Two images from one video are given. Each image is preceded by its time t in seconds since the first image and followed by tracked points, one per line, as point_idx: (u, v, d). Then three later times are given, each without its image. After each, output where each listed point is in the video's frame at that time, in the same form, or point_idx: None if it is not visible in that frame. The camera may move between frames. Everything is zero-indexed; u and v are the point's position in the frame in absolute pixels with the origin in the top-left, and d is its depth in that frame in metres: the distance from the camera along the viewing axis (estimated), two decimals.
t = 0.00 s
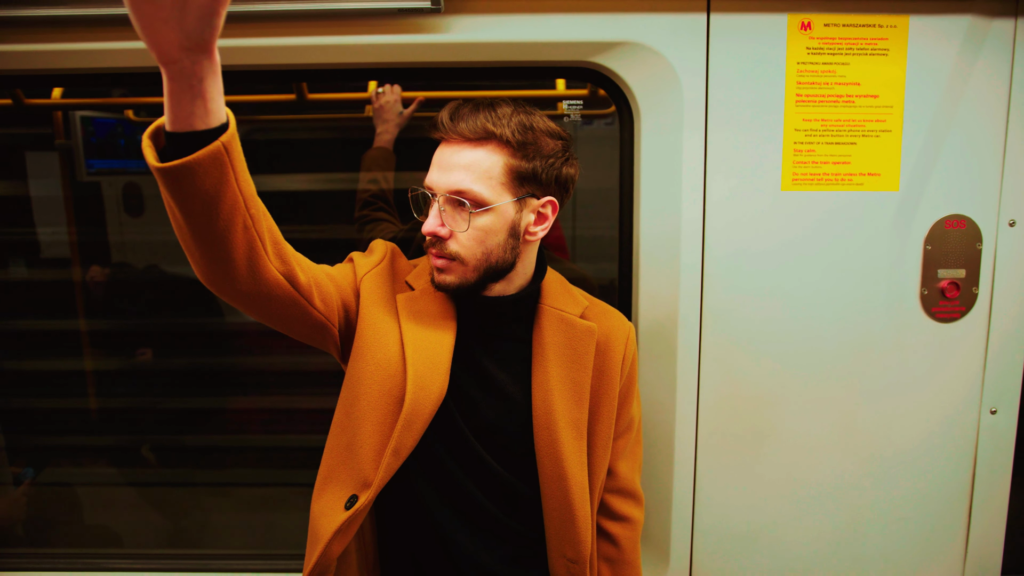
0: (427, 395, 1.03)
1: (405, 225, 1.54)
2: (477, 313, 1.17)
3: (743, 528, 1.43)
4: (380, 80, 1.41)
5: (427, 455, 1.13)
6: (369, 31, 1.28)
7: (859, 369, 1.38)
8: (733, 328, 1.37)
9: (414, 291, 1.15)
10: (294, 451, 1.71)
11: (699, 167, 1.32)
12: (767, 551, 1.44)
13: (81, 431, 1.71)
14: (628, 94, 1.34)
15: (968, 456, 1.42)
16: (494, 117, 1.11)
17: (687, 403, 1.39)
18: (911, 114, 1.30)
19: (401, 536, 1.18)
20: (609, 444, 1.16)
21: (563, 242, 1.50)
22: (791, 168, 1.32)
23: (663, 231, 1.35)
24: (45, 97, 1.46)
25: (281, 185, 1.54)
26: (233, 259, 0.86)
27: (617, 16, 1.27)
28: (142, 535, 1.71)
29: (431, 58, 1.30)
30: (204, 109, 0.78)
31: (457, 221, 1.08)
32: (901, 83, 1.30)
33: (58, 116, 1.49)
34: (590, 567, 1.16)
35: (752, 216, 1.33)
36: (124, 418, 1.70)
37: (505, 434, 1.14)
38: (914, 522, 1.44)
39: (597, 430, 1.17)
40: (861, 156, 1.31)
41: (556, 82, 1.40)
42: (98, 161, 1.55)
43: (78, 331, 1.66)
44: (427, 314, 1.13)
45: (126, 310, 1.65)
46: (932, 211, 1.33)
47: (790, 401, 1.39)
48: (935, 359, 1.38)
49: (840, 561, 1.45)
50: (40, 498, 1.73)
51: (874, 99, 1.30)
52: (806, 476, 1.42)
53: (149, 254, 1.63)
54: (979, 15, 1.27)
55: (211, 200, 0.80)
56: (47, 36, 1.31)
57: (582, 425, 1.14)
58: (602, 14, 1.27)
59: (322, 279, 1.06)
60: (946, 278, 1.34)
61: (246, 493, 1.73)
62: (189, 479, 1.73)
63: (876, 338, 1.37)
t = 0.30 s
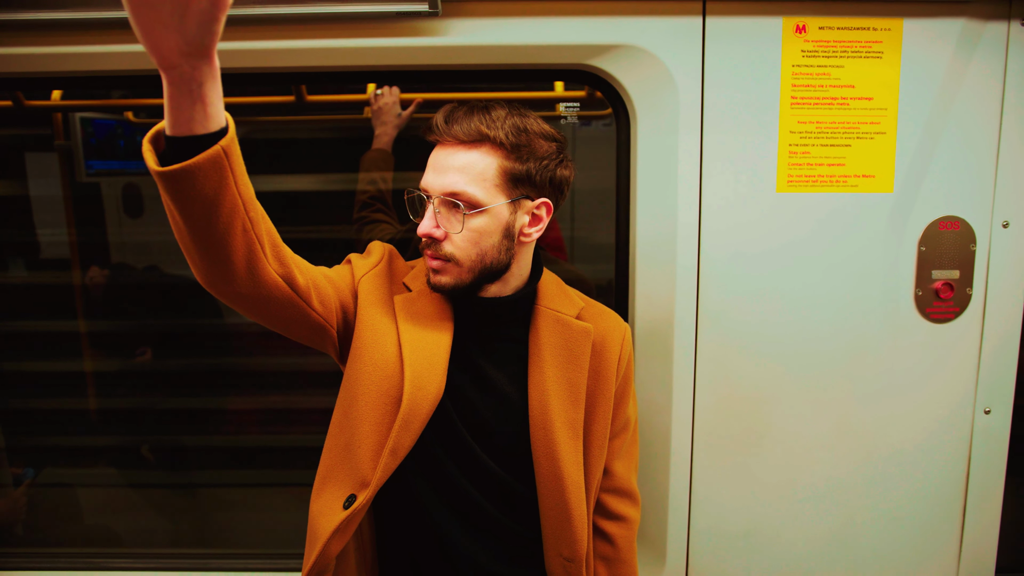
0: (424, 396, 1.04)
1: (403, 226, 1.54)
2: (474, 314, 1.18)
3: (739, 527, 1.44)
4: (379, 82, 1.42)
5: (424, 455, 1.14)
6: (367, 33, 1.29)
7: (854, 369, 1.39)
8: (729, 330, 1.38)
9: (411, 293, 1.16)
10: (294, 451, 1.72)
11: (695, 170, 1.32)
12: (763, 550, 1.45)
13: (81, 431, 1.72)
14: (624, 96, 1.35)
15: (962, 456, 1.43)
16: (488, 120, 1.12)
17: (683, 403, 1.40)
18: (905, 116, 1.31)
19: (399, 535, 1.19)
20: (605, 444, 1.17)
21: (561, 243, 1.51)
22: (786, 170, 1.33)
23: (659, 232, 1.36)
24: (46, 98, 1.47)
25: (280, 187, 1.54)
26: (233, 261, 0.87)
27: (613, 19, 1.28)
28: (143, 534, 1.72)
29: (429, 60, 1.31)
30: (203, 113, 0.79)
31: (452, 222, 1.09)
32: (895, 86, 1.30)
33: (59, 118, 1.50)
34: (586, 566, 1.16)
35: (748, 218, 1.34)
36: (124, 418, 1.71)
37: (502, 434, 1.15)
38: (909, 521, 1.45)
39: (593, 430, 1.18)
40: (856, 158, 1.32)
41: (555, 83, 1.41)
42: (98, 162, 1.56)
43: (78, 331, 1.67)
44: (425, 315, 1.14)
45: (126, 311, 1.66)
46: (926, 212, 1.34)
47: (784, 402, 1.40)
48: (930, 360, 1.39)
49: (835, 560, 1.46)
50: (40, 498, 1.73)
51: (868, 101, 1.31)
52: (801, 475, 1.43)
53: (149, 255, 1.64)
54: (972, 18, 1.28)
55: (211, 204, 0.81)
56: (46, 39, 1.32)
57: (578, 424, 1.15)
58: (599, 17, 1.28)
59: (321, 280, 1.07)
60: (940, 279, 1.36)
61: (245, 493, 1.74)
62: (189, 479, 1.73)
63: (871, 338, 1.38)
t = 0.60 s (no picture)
0: (420, 394, 1.05)
1: (401, 226, 1.55)
2: (469, 313, 1.18)
3: (735, 526, 1.45)
4: (377, 82, 1.42)
5: (420, 453, 1.14)
6: (365, 34, 1.29)
7: (849, 368, 1.40)
8: (724, 329, 1.38)
9: (407, 292, 1.17)
10: (292, 449, 1.72)
11: (691, 170, 1.33)
12: (759, 549, 1.45)
13: (80, 430, 1.73)
14: (621, 96, 1.35)
15: (956, 454, 1.43)
16: (482, 120, 1.13)
17: (679, 402, 1.40)
18: (899, 116, 1.32)
19: (395, 533, 1.19)
20: (600, 442, 1.18)
21: (559, 243, 1.51)
22: (782, 170, 1.33)
23: (655, 233, 1.36)
24: (44, 98, 1.47)
25: (278, 186, 1.55)
26: (230, 260, 0.87)
27: (608, 20, 1.28)
28: (139, 532, 1.72)
29: (426, 61, 1.32)
30: (201, 114, 0.79)
31: (446, 222, 1.10)
32: (890, 86, 1.31)
33: (57, 117, 1.50)
34: (581, 563, 1.17)
35: (743, 218, 1.35)
36: (123, 417, 1.72)
37: (498, 432, 1.15)
38: (904, 520, 1.45)
39: (588, 429, 1.19)
40: (851, 158, 1.33)
41: (552, 83, 1.41)
42: (95, 161, 1.56)
43: (76, 330, 1.67)
44: (421, 314, 1.15)
45: (124, 310, 1.66)
46: (920, 212, 1.35)
47: (780, 401, 1.41)
48: (924, 359, 1.40)
49: (830, 559, 1.46)
50: (38, 497, 1.74)
51: (863, 102, 1.31)
52: (797, 474, 1.43)
53: (147, 254, 1.64)
54: (966, 19, 1.29)
55: (209, 203, 0.82)
56: (44, 39, 1.32)
57: (573, 422, 1.16)
58: (595, 18, 1.28)
59: (318, 279, 1.08)
60: (934, 279, 1.36)
61: (243, 492, 1.74)
62: (187, 478, 1.74)
63: (866, 338, 1.39)
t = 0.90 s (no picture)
0: (417, 391, 1.04)
1: (398, 224, 1.54)
2: (465, 310, 1.18)
3: (732, 524, 1.45)
4: (374, 80, 1.42)
5: (417, 451, 1.14)
6: (361, 31, 1.29)
7: (847, 366, 1.40)
8: (721, 328, 1.38)
9: (404, 290, 1.17)
10: (289, 448, 1.72)
11: (688, 168, 1.33)
12: (756, 547, 1.45)
13: (77, 429, 1.72)
14: (618, 94, 1.35)
15: (954, 452, 1.43)
16: (477, 116, 1.13)
17: (676, 400, 1.40)
18: (897, 113, 1.32)
19: (392, 531, 1.19)
20: (597, 440, 1.18)
21: (558, 241, 1.51)
22: (779, 167, 1.33)
23: (652, 231, 1.36)
24: (41, 97, 1.47)
25: (275, 185, 1.55)
26: (227, 257, 0.87)
27: (605, 17, 1.28)
28: (137, 531, 1.72)
29: (423, 59, 1.31)
30: (196, 110, 0.79)
31: (442, 217, 1.10)
32: (888, 84, 1.31)
33: (54, 116, 1.49)
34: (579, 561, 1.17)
35: (740, 216, 1.35)
36: (120, 416, 1.71)
37: (494, 430, 1.15)
38: (902, 518, 1.45)
39: (585, 426, 1.18)
40: (849, 156, 1.33)
41: (550, 81, 1.41)
42: (93, 159, 1.56)
43: (73, 330, 1.67)
44: (417, 312, 1.15)
45: (122, 309, 1.66)
46: (918, 210, 1.35)
47: (777, 398, 1.41)
48: (922, 356, 1.40)
49: (828, 557, 1.46)
50: (34, 496, 1.73)
51: (860, 99, 1.31)
52: (794, 472, 1.43)
53: (144, 253, 1.64)
54: (964, 16, 1.29)
55: (205, 199, 0.81)
56: (41, 37, 1.32)
57: (570, 420, 1.15)
58: (592, 15, 1.28)
59: (314, 276, 1.08)
60: (932, 276, 1.36)
61: (241, 491, 1.74)
62: (184, 477, 1.74)
63: (864, 335, 1.39)
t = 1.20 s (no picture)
0: (415, 391, 1.04)
1: (396, 224, 1.53)
2: (463, 310, 1.18)
3: (731, 525, 1.44)
4: (372, 79, 1.42)
5: (415, 451, 1.14)
6: (359, 30, 1.29)
7: (846, 366, 1.40)
8: (719, 327, 1.38)
9: (401, 289, 1.16)
10: (288, 448, 1.71)
11: (686, 168, 1.33)
12: (755, 548, 1.45)
13: (74, 429, 1.72)
14: (616, 93, 1.35)
15: (953, 452, 1.43)
16: (474, 114, 1.13)
17: (674, 399, 1.40)
18: (896, 113, 1.32)
19: (389, 532, 1.18)
20: (595, 440, 1.18)
21: (556, 241, 1.51)
22: (778, 167, 1.33)
23: (650, 231, 1.36)
24: (38, 96, 1.46)
25: (273, 184, 1.54)
26: (223, 256, 0.87)
27: (604, 16, 1.28)
28: (134, 531, 1.71)
29: (421, 57, 1.31)
30: (192, 109, 0.78)
31: (439, 215, 1.09)
32: (887, 82, 1.31)
33: (51, 115, 1.49)
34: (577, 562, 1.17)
35: (738, 216, 1.34)
36: (118, 416, 1.71)
37: (492, 430, 1.15)
38: (900, 518, 1.45)
39: (583, 426, 1.18)
40: (848, 155, 1.32)
41: (548, 80, 1.40)
42: (91, 159, 1.56)
43: (71, 330, 1.66)
44: (415, 311, 1.14)
45: (119, 309, 1.65)
46: (917, 210, 1.34)
47: (775, 398, 1.40)
48: (920, 356, 1.39)
49: (826, 557, 1.46)
50: (31, 496, 1.73)
51: (859, 99, 1.31)
52: (792, 472, 1.43)
53: (142, 253, 1.63)
54: (963, 15, 1.29)
55: (201, 199, 0.81)
56: (37, 36, 1.31)
57: (568, 420, 1.15)
58: (590, 14, 1.28)
59: (311, 276, 1.07)
60: (931, 276, 1.36)
61: (240, 491, 1.73)
62: (182, 477, 1.73)
63: (862, 335, 1.39)
